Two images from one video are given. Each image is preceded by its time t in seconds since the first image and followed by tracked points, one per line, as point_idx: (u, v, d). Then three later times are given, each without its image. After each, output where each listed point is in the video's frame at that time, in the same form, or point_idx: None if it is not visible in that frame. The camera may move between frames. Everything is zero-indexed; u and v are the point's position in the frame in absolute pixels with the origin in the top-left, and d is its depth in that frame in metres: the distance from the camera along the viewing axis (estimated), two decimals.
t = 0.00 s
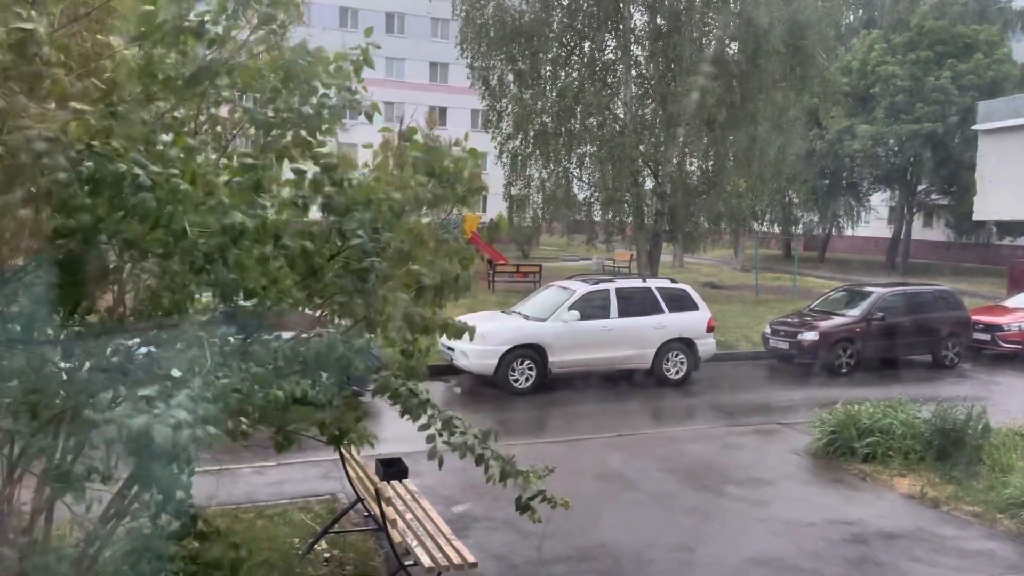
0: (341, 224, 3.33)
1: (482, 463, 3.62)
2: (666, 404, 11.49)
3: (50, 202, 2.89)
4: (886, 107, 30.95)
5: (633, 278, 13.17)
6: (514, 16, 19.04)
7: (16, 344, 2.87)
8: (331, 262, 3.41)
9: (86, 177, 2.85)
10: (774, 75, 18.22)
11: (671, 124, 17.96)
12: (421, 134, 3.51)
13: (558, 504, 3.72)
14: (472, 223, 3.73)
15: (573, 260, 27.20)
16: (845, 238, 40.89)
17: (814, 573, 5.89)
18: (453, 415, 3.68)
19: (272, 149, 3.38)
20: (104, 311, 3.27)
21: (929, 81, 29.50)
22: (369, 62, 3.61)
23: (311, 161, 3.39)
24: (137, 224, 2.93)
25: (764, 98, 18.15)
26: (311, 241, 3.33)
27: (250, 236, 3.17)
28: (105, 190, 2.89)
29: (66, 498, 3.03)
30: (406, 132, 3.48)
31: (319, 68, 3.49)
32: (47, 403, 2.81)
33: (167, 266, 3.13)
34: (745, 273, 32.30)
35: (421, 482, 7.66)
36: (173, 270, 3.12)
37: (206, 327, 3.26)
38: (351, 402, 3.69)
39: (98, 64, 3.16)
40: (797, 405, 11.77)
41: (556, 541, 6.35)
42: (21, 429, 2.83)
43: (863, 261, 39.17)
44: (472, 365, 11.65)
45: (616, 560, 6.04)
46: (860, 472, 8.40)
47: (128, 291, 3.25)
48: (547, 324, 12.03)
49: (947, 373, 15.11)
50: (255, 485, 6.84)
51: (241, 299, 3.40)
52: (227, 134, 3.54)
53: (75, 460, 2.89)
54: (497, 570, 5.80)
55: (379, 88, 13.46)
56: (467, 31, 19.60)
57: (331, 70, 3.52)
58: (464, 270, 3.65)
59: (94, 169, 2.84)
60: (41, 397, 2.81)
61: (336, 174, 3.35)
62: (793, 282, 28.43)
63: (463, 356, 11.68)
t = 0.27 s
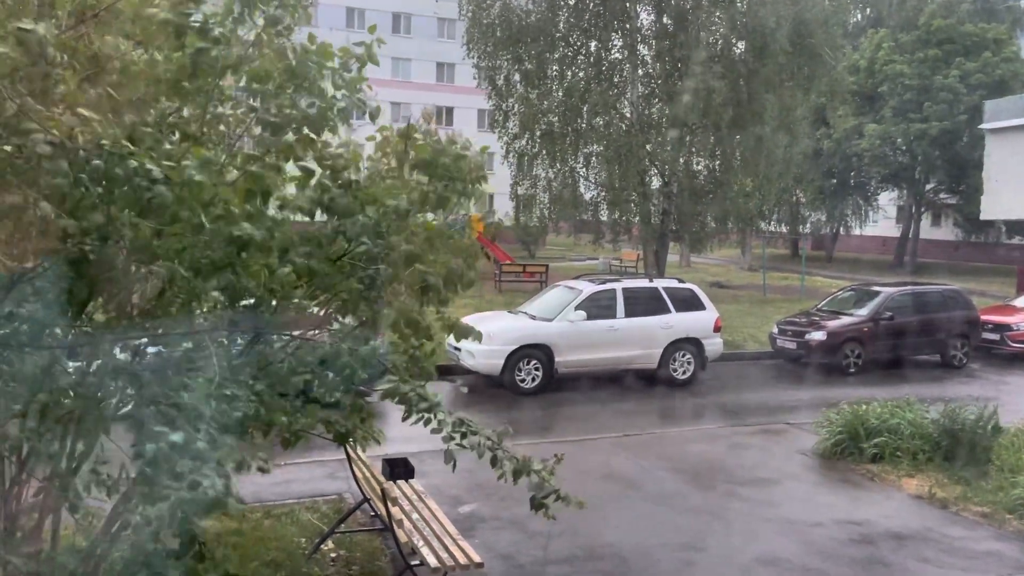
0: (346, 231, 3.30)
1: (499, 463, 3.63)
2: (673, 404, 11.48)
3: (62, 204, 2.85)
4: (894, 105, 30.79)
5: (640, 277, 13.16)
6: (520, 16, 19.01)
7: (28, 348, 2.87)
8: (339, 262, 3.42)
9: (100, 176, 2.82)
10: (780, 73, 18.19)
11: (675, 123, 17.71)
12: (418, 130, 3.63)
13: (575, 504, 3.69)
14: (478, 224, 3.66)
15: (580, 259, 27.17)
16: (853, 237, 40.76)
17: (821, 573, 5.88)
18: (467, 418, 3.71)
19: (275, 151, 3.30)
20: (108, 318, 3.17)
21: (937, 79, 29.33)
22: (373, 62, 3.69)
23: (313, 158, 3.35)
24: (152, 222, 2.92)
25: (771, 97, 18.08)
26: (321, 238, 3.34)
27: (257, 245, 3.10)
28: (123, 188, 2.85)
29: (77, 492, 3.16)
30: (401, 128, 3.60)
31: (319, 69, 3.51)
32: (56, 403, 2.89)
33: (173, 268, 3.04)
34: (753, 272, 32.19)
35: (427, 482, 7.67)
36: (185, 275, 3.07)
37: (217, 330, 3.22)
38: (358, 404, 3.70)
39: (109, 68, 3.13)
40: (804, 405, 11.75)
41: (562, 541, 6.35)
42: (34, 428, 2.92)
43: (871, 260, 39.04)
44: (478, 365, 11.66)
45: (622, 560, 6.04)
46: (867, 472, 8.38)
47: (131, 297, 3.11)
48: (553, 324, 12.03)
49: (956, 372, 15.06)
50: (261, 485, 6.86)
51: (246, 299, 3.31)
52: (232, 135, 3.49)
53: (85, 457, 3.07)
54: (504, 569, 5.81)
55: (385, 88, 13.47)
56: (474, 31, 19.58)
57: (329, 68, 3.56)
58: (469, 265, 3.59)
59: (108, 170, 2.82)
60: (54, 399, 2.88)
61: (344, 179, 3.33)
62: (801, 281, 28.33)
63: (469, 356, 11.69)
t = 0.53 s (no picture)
0: (346, 222, 3.29)
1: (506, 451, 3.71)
2: (677, 405, 11.47)
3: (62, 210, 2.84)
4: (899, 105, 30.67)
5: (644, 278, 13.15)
6: (524, 17, 19.01)
7: (28, 349, 2.86)
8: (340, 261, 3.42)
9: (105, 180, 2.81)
10: (784, 73, 18.13)
11: (681, 127, 17.89)
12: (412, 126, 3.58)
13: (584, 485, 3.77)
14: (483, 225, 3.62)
15: (584, 260, 27.14)
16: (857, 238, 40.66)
17: (824, 573, 5.88)
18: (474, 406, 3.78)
19: (278, 149, 3.39)
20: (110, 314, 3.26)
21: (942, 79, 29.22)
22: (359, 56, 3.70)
23: (313, 158, 3.43)
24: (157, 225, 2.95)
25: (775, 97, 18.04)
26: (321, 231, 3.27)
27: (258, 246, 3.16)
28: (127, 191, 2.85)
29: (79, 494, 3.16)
30: (396, 124, 3.52)
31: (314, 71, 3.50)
32: (59, 403, 2.90)
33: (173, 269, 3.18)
34: (757, 273, 32.11)
35: (431, 483, 7.66)
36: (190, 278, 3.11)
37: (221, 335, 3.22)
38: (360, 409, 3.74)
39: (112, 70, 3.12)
40: (809, 406, 11.72)
41: (566, 542, 6.35)
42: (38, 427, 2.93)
43: (876, 261, 38.95)
44: (482, 367, 11.65)
45: (626, 560, 6.04)
46: (872, 473, 8.36)
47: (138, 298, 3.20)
48: (557, 325, 12.03)
49: (961, 373, 15.02)
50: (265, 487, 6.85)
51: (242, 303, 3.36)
52: (233, 131, 3.54)
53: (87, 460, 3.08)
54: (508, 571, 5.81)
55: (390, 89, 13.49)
56: (478, 31, 19.49)
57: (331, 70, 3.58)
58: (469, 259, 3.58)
59: (110, 173, 2.79)
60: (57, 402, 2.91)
61: (347, 175, 3.32)
62: (806, 281, 28.27)
63: (473, 357, 11.68)
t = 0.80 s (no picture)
0: (356, 217, 3.33)
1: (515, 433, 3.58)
2: (680, 407, 11.47)
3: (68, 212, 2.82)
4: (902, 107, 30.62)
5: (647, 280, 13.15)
6: (526, 19, 19.13)
7: (31, 349, 2.84)
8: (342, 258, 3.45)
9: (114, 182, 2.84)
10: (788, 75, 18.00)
11: (683, 126, 17.65)
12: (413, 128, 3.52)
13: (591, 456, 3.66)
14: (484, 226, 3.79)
15: (586, 261, 27.16)
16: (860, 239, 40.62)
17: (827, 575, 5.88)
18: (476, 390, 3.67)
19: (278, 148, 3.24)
20: (116, 315, 3.23)
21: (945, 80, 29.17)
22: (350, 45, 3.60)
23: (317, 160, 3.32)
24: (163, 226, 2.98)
25: (778, 99, 18.02)
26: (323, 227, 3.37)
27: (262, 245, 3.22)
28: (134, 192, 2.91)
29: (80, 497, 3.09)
30: (395, 129, 3.49)
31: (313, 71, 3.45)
32: (63, 406, 2.87)
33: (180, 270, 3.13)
34: (760, 275, 32.10)
35: (434, 485, 7.67)
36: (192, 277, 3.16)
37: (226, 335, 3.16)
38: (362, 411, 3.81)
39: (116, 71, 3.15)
40: (812, 407, 11.71)
41: (569, 544, 6.35)
42: (40, 430, 2.88)
43: (879, 262, 38.91)
44: (485, 369, 11.66)
45: (630, 562, 6.04)
46: (876, 474, 8.35)
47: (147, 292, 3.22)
48: (559, 327, 12.03)
49: (965, 374, 15.00)
50: (269, 489, 6.85)
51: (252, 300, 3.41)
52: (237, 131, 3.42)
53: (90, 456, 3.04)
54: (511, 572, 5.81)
55: (393, 91, 13.51)
56: (480, 35, 19.85)
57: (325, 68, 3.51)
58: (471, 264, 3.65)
59: (118, 177, 2.84)
60: (60, 404, 2.87)
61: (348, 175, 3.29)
62: (809, 283, 28.26)
63: (476, 359, 11.69)
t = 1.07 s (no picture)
0: (347, 218, 3.33)
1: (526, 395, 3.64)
2: (682, 410, 11.46)
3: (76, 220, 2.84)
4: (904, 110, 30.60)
5: (648, 283, 13.15)
6: (528, 23, 19.19)
7: (37, 352, 2.89)
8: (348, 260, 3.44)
9: (125, 184, 2.87)
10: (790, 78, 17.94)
11: (684, 129, 17.74)
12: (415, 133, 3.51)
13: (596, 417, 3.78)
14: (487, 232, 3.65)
15: (588, 264, 27.17)
16: (862, 241, 40.61)
17: None
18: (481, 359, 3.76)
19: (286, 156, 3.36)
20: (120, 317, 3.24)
21: (947, 82, 29.15)
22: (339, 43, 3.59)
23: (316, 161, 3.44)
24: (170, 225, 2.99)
25: (780, 102, 18.00)
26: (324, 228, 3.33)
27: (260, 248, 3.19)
28: (139, 193, 2.91)
29: (84, 500, 3.03)
30: (398, 131, 3.49)
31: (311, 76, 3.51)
32: (67, 407, 2.88)
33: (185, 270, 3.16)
34: (762, 277, 32.10)
35: (436, 489, 7.67)
36: (194, 275, 3.19)
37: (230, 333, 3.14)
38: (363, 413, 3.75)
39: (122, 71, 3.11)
40: (814, 411, 11.70)
41: (571, 547, 6.35)
42: (44, 435, 2.86)
43: (881, 265, 38.89)
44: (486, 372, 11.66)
45: (632, 566, 6.03)
46: (878, 477, 8.34)
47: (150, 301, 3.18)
48: (561, 330, 12.02)
49: (968, 377, 14.98)
50: (272, 493, 6.85)
51: (253, 304, 3.39)
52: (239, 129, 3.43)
53: (96, 461, 2.96)
54: None
55: (396, 94, 13.53)
56: (482, 38, 19.88)
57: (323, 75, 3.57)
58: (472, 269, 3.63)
59: (127, 178, 2.86)
60: (63, 406, 2.88)
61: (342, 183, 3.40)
62: (811, 285, 28.27)
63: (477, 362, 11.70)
